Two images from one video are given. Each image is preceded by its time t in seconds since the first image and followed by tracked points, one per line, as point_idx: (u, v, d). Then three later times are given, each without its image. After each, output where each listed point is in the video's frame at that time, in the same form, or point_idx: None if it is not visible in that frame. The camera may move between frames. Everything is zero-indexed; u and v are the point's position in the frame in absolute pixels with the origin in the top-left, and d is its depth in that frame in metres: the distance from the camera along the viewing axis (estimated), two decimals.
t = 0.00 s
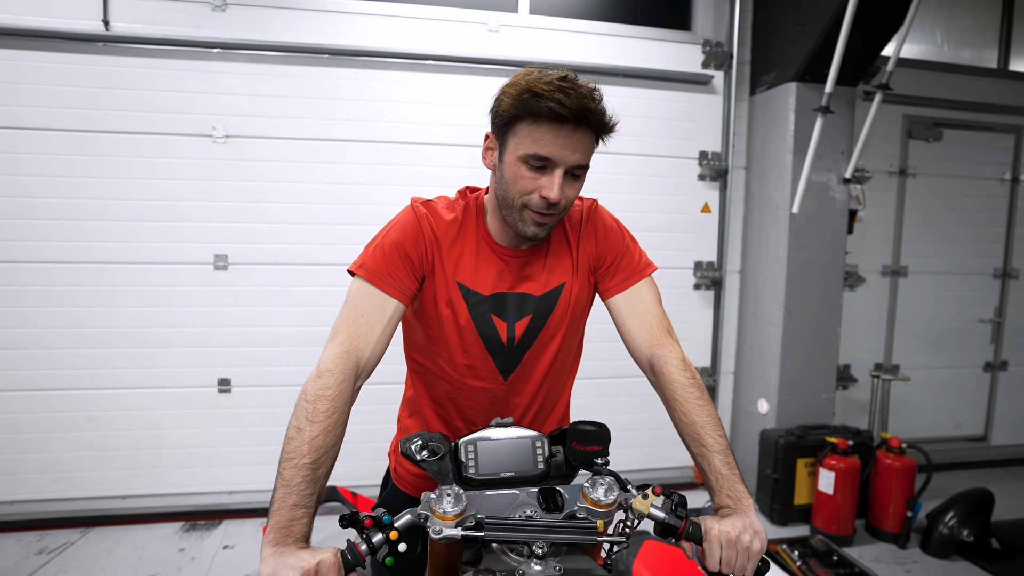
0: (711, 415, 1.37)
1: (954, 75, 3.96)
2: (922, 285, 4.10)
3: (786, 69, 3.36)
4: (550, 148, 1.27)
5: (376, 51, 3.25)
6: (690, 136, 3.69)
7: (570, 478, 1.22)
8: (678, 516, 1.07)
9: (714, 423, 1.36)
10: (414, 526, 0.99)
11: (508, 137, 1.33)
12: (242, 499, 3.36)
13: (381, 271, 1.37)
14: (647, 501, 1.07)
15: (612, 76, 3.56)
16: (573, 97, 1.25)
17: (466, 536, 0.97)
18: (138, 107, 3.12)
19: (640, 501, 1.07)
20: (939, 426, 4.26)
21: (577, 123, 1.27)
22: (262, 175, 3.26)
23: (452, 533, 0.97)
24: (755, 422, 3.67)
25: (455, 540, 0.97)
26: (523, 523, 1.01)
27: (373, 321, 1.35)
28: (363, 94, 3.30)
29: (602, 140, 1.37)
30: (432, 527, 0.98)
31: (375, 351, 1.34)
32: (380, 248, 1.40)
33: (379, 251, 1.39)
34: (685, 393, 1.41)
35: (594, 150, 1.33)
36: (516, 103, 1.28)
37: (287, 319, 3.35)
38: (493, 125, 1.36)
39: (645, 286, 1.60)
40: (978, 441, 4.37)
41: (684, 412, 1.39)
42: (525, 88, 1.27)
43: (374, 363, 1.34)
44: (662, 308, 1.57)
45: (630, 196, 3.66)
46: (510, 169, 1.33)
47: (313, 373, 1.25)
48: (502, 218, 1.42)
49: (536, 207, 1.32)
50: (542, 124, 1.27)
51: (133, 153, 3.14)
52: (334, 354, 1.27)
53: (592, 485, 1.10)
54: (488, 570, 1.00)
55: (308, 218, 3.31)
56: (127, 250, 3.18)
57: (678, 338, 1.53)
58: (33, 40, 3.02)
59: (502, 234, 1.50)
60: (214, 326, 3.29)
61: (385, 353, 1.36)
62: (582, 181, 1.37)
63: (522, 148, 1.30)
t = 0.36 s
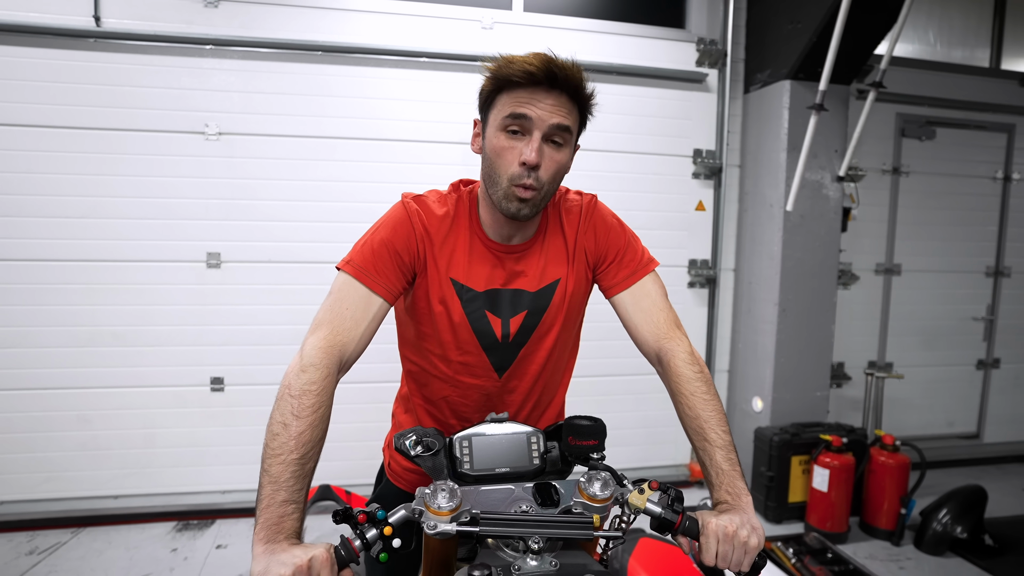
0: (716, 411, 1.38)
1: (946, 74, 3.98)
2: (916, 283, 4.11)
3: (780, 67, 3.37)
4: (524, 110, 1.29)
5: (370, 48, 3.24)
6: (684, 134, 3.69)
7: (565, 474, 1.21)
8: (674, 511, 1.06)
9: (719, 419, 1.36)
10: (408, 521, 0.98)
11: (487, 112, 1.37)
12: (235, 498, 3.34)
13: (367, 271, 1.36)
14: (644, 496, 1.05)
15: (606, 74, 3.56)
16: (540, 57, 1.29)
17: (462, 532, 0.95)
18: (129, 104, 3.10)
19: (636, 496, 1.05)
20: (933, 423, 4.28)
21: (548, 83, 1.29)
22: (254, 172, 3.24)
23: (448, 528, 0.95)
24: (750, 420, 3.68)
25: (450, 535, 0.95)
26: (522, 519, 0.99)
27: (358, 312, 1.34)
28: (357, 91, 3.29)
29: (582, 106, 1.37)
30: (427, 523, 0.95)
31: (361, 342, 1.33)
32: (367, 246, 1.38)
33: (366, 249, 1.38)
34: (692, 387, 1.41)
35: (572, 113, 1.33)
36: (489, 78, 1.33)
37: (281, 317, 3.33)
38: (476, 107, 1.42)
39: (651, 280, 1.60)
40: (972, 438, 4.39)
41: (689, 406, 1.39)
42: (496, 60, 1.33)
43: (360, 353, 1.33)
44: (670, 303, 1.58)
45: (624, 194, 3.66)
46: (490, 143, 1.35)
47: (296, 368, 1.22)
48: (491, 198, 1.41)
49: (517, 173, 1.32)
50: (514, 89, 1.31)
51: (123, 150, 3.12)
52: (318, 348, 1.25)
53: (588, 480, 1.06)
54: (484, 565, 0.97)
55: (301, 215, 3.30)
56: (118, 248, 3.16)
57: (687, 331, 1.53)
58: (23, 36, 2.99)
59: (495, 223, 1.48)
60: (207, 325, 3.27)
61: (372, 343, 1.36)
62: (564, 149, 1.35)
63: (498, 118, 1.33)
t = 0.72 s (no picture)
0: (738, 419, 1.42)
1: (945, 74, 3.98)
2: (914, 284, 4.11)
3: (778, 67, 3.36)
4: (519, 110, 1.30)
5: (368, 48, 3.23)
6: (683, 135, 3.69)
7: (561, 475, 1.21)
8: (672, 513, 1.05)
9: (739, 428, 1.40)
10: (404, 523, 0.97)
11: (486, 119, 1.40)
12: (233, 499, 3.33)
13: (370, 275, 1.32)
14: (641, 498, 1.04)
15: (603, 74, 3.55)
16: (534, 58, 1.31)
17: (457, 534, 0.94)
18: (125, 103, 3.09)
19: (633, 498, 1.04)
20: (931, 423, 4.28)
21: (544, 82, 1.30)
22: (251, 172, 3.23)
23: (444, 531, 0.94)
24: (748, 420, 3.67)
25: (445, 539, 0.94)
26: (517, 521, 0.99)
27: (345, 311, 1.30)
28: (354, 91, 3.28)
29: (582, 109, 1.37)
30: (422, 525, 0.94)
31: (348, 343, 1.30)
32: (366, 247, 1.34)
33: (367, 250, 1.33)
34: (718, 393, 1.45)
35: (571, 114, 1.33)
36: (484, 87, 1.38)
37: (279, 317, 3.33)
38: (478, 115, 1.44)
39: (679, 291, 1.62)
40: (970, 438, 4.39)
41: (712, 410, 1.43)
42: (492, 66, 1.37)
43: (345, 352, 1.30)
44: (698, 311, 1.61)
45: (622, 194, 3.65)
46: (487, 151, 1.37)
47: (275, 369, 1.18)
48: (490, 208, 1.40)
49: (513, 175, 1.30)
50: (507, 92, 1.33)
51: (119, 150, 3.11)
52: (300, 349, 1.22)
53: (585, 482, 1.05)
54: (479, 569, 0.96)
55: (299, 216, 3.29)
56: (114, 248, 3.15)
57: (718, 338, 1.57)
58: (19, 36, 2.98)
59: (500, 237, 1.45)
60: (204, 325, 3.26)
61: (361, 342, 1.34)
62: (563, 152, 1.34)
63: (495, 123, 1.35)
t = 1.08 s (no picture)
0: (740, 427, 1.43)
1: (943, 74, 3.97)
2: (911, 285, 4.10)
3: (775, 68, 3.36)
4: (514, 162, 1.26)
5: (364, 48, 3.22)
6: (680, 135, 3.68)
7: (554, 479, 1.20)
8: (663, 518, 1.04)
9: (741, 435, 1.42)
10: (392, 528, 0.96)
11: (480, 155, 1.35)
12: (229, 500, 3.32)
13: (350, 300, 1.31)
14: (633, 502, 1.03)
15: (600, 74, 3.55)
16: (533, 106, 1.24)
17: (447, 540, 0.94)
18: (120, 104, 3.08)
19: (624, 503, 1.02)
20: (929, 424, 4.27)
21: (542, 133, 1.25)
22: (247, 173, 3.22)
23: (432, 536, 0.93)
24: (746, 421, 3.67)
25: (434, 544, 0.93)
26: (507, 527, 0.98)
27: (319, 319, 1.28)
28: (350, 91, 3.27)
29: (582, 155, 1.31)
30: (411, 531, 0.93)
31: (325, 351, 1.30)
32: (344, 266, 1.32)
33: (345, 271, 1.31)
34: (722, 399, 1.45)
35: (569, 165, 1.28)
36: (478, 119, 1.32)
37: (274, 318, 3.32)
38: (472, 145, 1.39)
39: (685, 298, 1.62)
40: (968, 439, 4.38)
41: (715, 416, 1.44)
42: (489, 102, 1.30)
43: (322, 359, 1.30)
44: (704, 317, 1.61)
45: (620, 195, 3.65)
46: (479, 194, 1.34)
47: (245, 381, 1.17)
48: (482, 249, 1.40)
49: (506, 230, 1.30)
50: (502, 135, 1.28)
51: (114, 150, 3.10)
52: (271, 359, 1.20)
53: (576, 487, 1.04)
54: None
55: (294, 216, 3.28)
56: (109, 249, 3.14)
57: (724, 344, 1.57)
58: (13, 36, 2.97)
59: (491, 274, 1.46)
60: (200, 327, 3.25)
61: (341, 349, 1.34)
62: (558, 203, 1.32)
63: (488, 167, 1.31)
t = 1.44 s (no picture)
0: (730, 428, 1.41)
1: (944, 72, 3.94)
2: (912, 285, 4.07)
3: (774, 66, 3.33)
4: (510, 146, 1.25)
5: (361, 47, 3.21)
6: (679, 134, 3.66)
7: (544, 483, 1.17)
8: (654, 523, 1.01)
9: (730, 437, 1.39)
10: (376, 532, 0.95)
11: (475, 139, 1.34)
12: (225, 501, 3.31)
13: (321, 297, 1.32)
14: (623, 507, 1.01)
15: (598, 73, 3.52)
16: (529, 92, 1.23)
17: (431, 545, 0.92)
18: (116, 103, 3.07)
19: (614, 508, 1.00)
20: (930, 425, 4.24)
21: (538, 117, 1.24)
22: (243, 173, 3.21)
23: (417, 541, 0.91)
24: (744, 422, 3.64)
25: (419, 548, 0.91)
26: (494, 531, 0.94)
27: (288, 289, 1.31)
28: (346, 90, 3.26)
29: (575, 137, 1.30)
30: (395, 535, 0.91)
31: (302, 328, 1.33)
32: (317, 260, 1.33)
33: (319, 267, 1.32)
34: (710, 401, 1.43)
35: (564, 149, 1.27)
36: (474, 101, 1.31)
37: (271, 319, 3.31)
38: (467, 129, 1.37)
39: (671, 293, 1.62)
40: (970, 441, 4.35)
41: (703, 418, 1.43)
42: (485, 88, 1.28)
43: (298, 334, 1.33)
44: (690, 315, 1.60)
45: (618, 195, 3.63)
46: (473, 178, 1.34)
47: (215, 344, 1.18)
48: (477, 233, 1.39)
49: (502, 213, 1.29)
50: (497, 119, 1.26)
51: (109, 150, 3.09)
52: (245, 328, 1.21)
53: (565, 491, 1.02)
54: None
55: (289, 216, 3.26)
56: (104, 249, 3.13)
57: (712, 343, 1.55)
58: (9, 35, 2.97)
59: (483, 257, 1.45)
60: (196, 327, 3.24)
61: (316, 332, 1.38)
62: (553, 187, 1.31)
63: (483, 151, 1.30)
